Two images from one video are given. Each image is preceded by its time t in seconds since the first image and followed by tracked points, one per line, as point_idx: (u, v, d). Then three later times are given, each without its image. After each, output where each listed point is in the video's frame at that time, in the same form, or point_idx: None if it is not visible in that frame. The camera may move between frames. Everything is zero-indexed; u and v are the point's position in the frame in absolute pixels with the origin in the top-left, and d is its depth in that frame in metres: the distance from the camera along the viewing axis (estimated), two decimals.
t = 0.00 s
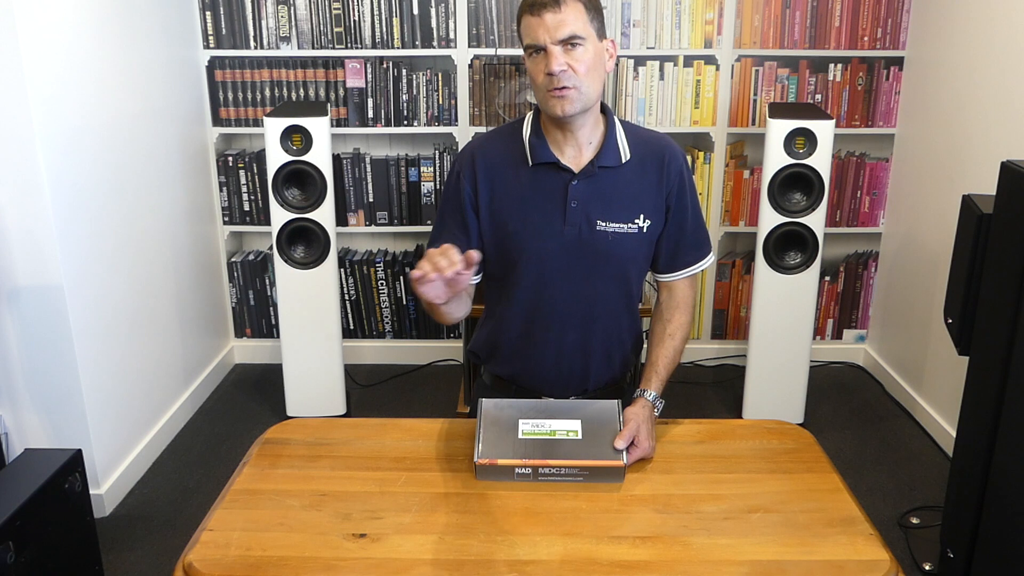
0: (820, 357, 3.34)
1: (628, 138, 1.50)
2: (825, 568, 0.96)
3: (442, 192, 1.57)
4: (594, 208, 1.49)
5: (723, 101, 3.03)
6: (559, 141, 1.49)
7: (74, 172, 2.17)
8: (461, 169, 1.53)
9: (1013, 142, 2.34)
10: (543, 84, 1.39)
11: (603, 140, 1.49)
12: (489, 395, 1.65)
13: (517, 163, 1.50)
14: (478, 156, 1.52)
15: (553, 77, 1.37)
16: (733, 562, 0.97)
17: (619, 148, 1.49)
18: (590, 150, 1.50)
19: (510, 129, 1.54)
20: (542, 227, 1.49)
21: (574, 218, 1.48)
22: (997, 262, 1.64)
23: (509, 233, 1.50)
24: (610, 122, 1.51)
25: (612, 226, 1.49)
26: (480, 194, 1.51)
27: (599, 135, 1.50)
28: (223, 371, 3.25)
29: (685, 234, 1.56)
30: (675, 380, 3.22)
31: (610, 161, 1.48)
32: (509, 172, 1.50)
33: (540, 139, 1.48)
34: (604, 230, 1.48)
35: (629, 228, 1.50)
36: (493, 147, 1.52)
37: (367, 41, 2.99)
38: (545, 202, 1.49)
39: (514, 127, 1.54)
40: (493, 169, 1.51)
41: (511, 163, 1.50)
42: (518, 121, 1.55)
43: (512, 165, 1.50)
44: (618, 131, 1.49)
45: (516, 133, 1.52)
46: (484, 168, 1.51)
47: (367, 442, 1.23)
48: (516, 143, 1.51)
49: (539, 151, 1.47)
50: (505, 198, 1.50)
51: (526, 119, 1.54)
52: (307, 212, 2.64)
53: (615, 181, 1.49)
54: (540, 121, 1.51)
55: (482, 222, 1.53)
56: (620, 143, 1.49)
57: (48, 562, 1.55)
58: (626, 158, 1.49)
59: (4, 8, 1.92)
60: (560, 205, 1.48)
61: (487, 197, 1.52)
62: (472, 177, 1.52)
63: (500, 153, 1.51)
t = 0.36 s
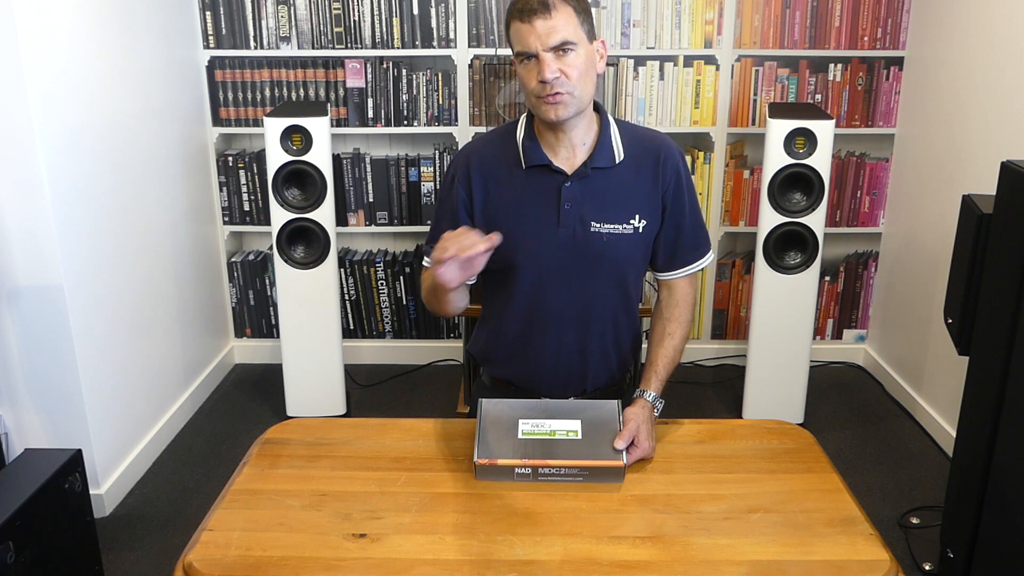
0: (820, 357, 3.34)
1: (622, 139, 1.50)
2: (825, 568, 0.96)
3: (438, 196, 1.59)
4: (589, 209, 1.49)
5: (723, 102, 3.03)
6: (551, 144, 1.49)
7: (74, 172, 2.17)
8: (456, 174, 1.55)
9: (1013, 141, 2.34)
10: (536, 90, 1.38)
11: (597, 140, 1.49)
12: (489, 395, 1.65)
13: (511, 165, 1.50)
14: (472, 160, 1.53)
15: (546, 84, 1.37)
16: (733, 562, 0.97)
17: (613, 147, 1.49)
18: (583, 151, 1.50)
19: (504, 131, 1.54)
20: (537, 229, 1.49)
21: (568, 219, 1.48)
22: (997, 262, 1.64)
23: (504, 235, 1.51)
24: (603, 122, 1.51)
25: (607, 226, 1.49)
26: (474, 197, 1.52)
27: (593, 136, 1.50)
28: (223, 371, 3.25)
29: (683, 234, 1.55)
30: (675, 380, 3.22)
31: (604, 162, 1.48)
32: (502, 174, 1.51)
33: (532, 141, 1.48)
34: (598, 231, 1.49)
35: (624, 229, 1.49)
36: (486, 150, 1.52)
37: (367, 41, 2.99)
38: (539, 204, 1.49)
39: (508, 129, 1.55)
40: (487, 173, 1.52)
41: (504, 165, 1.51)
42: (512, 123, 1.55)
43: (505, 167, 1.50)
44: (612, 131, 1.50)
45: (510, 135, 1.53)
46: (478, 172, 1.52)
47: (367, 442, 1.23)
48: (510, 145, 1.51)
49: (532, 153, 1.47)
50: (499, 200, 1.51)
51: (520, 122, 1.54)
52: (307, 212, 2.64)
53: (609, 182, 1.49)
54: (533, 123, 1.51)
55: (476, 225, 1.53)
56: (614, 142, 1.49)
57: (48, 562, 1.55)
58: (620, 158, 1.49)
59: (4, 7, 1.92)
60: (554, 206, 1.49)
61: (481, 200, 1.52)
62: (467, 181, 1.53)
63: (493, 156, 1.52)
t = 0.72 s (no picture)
0: (819, 357, 3.34)
1: (620, 138, 1.50)
2: (825, 569, 0.96)
3: (437, 197, 1.59)
4: (587, 209, 1.49)
5: (723, 102, 3.03)
6: (549, 145, 1.49)
7: (73, 173, 2.17)
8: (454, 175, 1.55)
9: (1012, 142, 2.35)
10: (536, 91, 1.39)
11: (595, 140, 1.49)
12: (489, 396, 1.65)
13: (509, 165, 1.50)
14: (471, 160, 1.53)
15: (547, 84, 1.37)
16: (733, 562, 0.97)
17: (612, 147, 1.49)
18: (582, 151, 1.50)
19: (503, 131, 1.54)
20: (536, 229, 1.49)
21: (566, 219, 1.48)
22: (997, 262, 1.64)
23: (503, 235, 1.51)
24: (602, 122, 1.51)
25: (605, 227, 1.49)
26: (473, 197, 1.52)
27: (591, 136, 1.50)
28: (223, 370, 3.25)
29: (682, 234, 1.55)
30: (675, 380, 3.22)
31: (602, 162, 1.48)
32: (500, 175, 1.51)
33: (531, 142, 1.48)
34: (597, 231, 1.48)
35: (622, 229, 1.49)
36: (483, 152, 1.52)
37: (367, 41, 2.99)
38: (537, 205, 1.49)
39: (506, 130, 1.55)
40: (486, 173, 1.52)
41: (503, 165, 1.51)
42: (510, 125, 1.55)
43: (504, 167, 1.50)
44: (610, 131, 1.50)
45: (508, 136, 1.52)
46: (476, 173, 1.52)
47: (368, 442, 1.23)
48: (508, 147, 1.51)
49: (531, 154, 1.47)
50: (498, 201, 1.51)
51: (518, 122, 1.54)
52: (307, 212, 2.64)
53: (607, 182, 1.49)
54: (531, 123, 1.51)
55: (475, 226, 1.53)
56: (612, 142, 1.49)
57: (48, 562, 1.55)
58: (618, 157, 1.49)
59: (4, 7, 1.92)
60: (552, 207, 1.49)
61: (479, 200, 1.52)
62: (465, 182, 1.53)
63: (491, 157, 1.51)
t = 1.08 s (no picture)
0: (819, 357, 3.34)
1: (617, 136, 1.50)
2: (825, 568, 0.96)
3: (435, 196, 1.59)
4: (585, 207, 1.49)
5: (723, 102, 3.03)
6: (549, 141, 1.49)
7: (73, 173, 2.17)
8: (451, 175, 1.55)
9: (1012, 142, 2.35)
10: (556, 87, 1.37)
11: (594, 136, 1.49)
12: (489, 396, 1.64)
13: (508, 163, 1.50)
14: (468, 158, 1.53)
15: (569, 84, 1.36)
16: (733, 562, 0.97)
17: (609, 143, 1.49)
18: (581, 148, 1.50)
19: (501, 129, 1.55)
20: (534, 227, 1.49)
21: (564, 217, 1.48)
22: (997, 262, 1.64)
23: (502, 234, 1.50)
24: (600, 120, 1.50)
25: (603, 224, 1.49)
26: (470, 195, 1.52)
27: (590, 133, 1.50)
28: (223, 370, 3.25)
29: (680, 231, 1.55)
30: (675, 380, 3.22)
31: (600, 159, 1.48)
32: (498, 174, 1.51)
33: (530, 139, 1.48)
34: (594, 228, 1.49)
35: (620, 226, 1.49)
36: (481, 152, 1.53)
37: (367, 41, 2.99)
38: (535, 203, 1.49)
39: (504, 129, 1.55)
40: (483, 171, 1.52)
41: (501, 163, 1.51)
42: (508, 124, 1.55)
43: (501, 165, 1.51)
44: (607, 127, 1.49)
45: (507, 135, 1.52)
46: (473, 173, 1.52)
47: (368, 442, 1.23)
48: (506, 146, 1.51)
49: (529, 151, 1.47)
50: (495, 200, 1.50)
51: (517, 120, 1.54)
52: (307, 212, 2.64)
53: (605, 180, 1.49)
54: (531, 121, 1.51)
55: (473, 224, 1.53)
56: (609, 139, 1.49)
57: (48, 562, 1.55)
58: (615, 154, 1.49)
59: (4, 7, 1.92)
60: (550, 204, 1.49)
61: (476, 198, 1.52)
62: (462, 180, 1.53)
63: (488, 157, 1.52)
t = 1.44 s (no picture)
0: (819, 357, 3.34)
1: (622, 136, 1.50)
2: (825, 568, 0.96)
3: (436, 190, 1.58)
4: (588, 206, 1.49)
5: (723, 102, 3.03)
6: (556, 139, 1.47)
7: (73, 174, 2.17)
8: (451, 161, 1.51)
9: (1012, 141, 2.35)
10: (582, 109, 1.34)
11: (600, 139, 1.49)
12: (489, 395, 1.65)
13: (513, 159, 1.49)
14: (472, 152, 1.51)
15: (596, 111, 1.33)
16: (733, 562, 0.97)
17: (615, 146, 1.48)
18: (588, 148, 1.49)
19: (508, 123, 1.54)
20: (537, 225, 1.49)
21: (568, 215, 1.48)
22: (997, 262, 1.64)
23: (504, 230, 1.50)
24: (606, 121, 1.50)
25: (605, 223, 1.49)
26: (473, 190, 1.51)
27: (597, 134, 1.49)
28: (223, 371, 3.25)
29: (681, 232, 1.55)
30: (675, 380, 3.22)
31: (606, 159, 1.47)
32: (502, 170, 1.50)
33: (537, 134, 1.48)
34: (597, 227, 1.49)
35: (622, 226, 1.49)
36: (486, 144, 1.51)
37: (367, 41, 2.99)
38: (538, 200, 1.49)
39: (512, 124, 1.54)
40: (487, 165, 1.51)
41: (506, 159, 1.50)
42: (517, 118, 1.55)
43: (506, 160, 1.50)
44: (613, 130, 1.49)
45: (512, 131, 1.52)
46: (477, 166, 1.51)
47: (368, 441, 1.23)
48: (514, 140, 1.50)
49: (535, 147, 1.47)
50: (499, 196, 1.50)
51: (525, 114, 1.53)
52: (307, 212, 2.64)
53: (609, 179, 1.49)
54: (540, 115, 1.50)
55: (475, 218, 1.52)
56: (615, 140, 1.49)
57: (49, 562, 1.55)
58: (621, 156, 1.49)
59: (4, 8, 1.92)
60: (554, 201, 1.48)
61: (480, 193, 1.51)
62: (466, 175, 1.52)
63: (494, 151, 1.51)
